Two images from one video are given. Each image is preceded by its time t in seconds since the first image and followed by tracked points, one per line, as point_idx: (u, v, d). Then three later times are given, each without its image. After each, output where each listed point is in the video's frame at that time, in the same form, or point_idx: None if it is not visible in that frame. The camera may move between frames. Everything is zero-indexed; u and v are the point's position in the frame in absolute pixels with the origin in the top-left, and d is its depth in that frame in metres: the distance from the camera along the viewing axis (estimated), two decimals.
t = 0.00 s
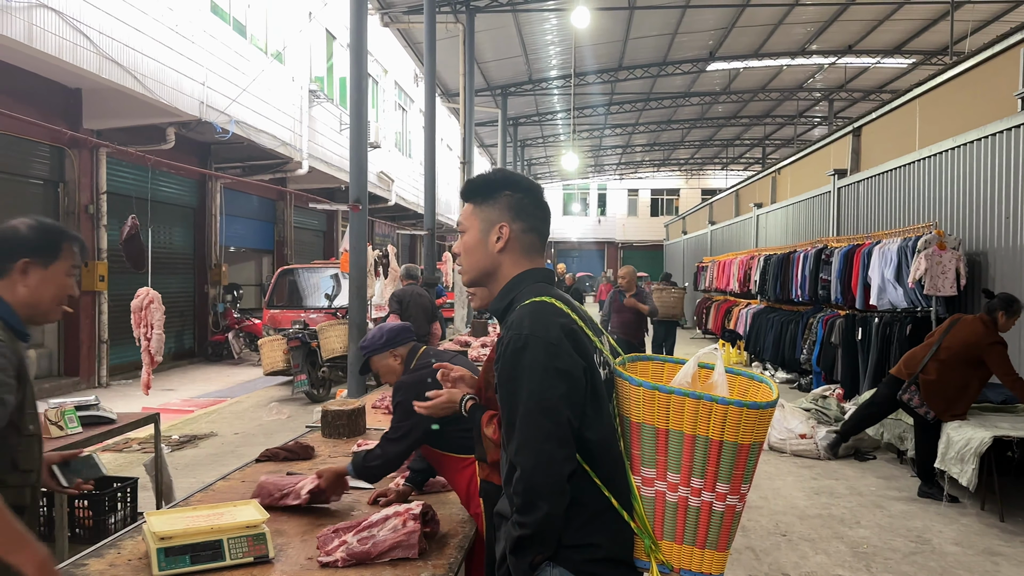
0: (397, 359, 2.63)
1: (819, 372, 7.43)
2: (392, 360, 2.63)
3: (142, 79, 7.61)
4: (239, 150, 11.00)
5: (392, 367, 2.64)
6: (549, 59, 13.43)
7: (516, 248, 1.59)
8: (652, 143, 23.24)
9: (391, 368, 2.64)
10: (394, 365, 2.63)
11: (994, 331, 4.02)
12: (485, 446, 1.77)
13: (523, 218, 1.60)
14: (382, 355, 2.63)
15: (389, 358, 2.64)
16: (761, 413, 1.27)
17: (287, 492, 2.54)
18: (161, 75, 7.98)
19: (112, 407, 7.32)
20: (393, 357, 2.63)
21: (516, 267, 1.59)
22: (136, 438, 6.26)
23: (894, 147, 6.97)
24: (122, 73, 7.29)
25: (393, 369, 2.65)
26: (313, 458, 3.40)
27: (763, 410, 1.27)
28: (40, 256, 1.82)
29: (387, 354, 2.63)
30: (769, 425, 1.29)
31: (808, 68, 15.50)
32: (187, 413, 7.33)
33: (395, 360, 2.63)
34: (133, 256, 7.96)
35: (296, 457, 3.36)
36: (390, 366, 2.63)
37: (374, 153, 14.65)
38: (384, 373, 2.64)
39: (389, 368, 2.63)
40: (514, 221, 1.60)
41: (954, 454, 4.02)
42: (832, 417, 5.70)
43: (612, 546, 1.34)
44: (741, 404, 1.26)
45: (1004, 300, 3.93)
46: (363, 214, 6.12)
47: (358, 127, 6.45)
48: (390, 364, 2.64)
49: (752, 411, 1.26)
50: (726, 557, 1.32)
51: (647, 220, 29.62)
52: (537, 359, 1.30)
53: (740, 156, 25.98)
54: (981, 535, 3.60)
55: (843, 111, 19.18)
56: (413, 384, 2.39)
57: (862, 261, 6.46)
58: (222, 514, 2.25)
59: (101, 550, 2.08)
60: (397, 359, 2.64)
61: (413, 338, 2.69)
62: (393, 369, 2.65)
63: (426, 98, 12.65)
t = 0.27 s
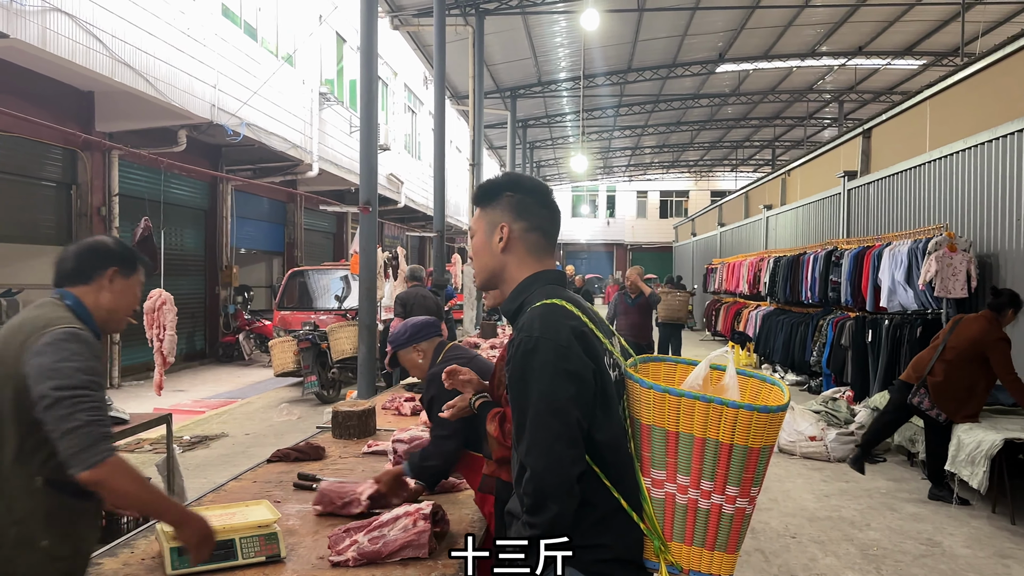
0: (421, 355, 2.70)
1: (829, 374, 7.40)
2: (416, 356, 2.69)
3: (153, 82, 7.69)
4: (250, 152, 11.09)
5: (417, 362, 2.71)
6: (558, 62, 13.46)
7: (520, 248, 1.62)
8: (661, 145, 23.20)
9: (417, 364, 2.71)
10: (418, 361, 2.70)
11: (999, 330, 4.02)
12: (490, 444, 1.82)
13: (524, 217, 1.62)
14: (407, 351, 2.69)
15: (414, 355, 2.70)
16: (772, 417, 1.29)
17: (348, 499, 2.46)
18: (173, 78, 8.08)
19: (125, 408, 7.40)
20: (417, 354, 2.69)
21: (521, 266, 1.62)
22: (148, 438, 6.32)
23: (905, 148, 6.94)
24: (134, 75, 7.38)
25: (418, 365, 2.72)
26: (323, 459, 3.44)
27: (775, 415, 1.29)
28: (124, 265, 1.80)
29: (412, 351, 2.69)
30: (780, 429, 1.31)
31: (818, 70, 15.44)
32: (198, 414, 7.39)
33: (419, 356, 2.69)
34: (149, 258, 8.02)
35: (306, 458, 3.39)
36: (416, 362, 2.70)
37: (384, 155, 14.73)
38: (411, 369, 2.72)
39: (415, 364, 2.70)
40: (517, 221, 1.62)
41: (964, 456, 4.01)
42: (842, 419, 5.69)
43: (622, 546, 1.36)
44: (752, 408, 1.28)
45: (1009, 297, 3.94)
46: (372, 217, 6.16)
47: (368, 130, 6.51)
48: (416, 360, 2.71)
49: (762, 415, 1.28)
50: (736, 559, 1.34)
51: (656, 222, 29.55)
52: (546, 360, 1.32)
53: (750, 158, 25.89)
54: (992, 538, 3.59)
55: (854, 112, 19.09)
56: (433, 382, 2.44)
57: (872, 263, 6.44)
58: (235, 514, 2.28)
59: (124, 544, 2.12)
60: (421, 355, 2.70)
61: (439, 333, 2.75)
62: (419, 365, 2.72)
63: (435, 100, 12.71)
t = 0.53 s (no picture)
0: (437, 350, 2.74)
1: (838, 376, 7.37)
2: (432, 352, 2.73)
3: (163, 84, 7.76)
4: (258, 154, 11.16)
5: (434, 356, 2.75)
6: (566, 63, 13.48)
7: (524, 251, 1.65)
8: (669, 146, 23.16)
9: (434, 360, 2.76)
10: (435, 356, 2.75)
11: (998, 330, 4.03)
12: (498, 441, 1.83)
13: (527, 221, 1.65)
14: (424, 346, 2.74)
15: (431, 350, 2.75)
16: (769, 415, 1.28)
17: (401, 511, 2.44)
18: (182, 80, 8.15)
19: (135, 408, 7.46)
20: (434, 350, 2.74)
21: (528, 268, 1.65)
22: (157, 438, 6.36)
23: (914, 149, 6.91)
24: (144, 77, 7.45)
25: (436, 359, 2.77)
26: (332, 459, 3.46)
27: (771, 413, 1.27)
28: (187, 285, 1.90)
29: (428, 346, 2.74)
30: (780, 428, 1.29)
31: (827, 70, 15.36)
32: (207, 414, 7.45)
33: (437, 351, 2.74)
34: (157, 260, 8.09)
35: (315, 458, 3.41)
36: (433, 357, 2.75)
37: (392, 156, 14.78)
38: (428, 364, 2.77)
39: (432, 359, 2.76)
40: (517, 224, 1.65)
41: (973, 458, 3.99)
42: (851, 421, 5.66)
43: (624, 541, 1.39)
44: (747, 405, 1.26)
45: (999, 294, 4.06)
46: (381, 218, 6.19)
47: (377, 132, 6.55)
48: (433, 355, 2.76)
49: (758, 413, 1.27)
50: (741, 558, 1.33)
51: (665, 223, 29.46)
52: (545, 359, 1.34)
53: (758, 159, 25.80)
54: (1001, 540, 3.57)
55: (863, 113, 19.00)
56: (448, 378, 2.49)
57: (880, 264, 6.42)
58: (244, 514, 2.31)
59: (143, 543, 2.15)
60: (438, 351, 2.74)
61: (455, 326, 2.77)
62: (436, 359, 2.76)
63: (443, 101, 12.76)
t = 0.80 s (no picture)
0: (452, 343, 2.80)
1: (844, 377, 7.34)
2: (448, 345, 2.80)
3: (170, 85, 7.81)
4: (265, 155, 11.21)
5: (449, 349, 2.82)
6: (572, 64, 13.49)
7: (537, 256, 1.66)
8: (675, 147, 23.12)
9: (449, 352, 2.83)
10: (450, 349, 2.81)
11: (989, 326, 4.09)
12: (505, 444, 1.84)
13: (537, 227, 1.66)
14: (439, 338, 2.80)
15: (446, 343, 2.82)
16: (764, 399, 1.25)
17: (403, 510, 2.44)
18: (189, 81, 8.19)
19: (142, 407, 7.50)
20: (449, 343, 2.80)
21: (542, 274, 1.66)
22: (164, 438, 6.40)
23: (921, 150, 6.88)
24: (151, 78, 7.50)
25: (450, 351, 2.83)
26: (338, 459, 3.47)
27: (765, 397, 1.24)
28: (187, 281, 1.90)
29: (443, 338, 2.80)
30: (778, 412, 1.26)
31: (834, 71, 15.30)
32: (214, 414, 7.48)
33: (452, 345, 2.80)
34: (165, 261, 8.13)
35: (321, 458, 3.43)
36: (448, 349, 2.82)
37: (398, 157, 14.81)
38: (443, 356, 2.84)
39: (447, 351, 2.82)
40: (528, 233, 1.67)
41: (980, 460, 3.97)
42: (857, 422, 5.63)
43: (629, 531, 1.39)
44: (738, 390, 1.24)
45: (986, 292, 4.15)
46: (387, 219, 6.21)
47: (382, 133, 6.57)
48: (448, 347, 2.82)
49: (750, 397, 1.24)
50: (747, 548, 1.29)
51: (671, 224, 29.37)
52: (544, 350, 1.38)
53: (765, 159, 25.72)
54: (1008, 542, 3.55)
55: (870, 114, 18.93)
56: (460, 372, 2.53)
57: (887, 265, 6.39)
58: (251, 513, 2.32)
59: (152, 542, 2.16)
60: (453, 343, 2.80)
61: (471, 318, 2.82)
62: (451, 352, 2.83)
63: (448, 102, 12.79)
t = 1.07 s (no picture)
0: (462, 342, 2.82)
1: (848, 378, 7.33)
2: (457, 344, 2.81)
3: (174, 85, 7.84)
4: (269, 155, 11.23)
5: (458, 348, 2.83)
6: (576, 64, 13.48)
7: (548, 261, 1.65)
8: (679, 147, 23.09)
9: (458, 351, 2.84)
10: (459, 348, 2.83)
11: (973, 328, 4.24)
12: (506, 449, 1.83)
13: (542, 235, 1.68)
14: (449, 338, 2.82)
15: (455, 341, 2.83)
16: (775, 390, 1.30)
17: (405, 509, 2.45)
18: (193, 81, 8.21)
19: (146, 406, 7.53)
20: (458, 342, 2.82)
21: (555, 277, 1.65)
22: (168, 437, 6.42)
23: (925, 150, 6.86)
24: (155, 79, 7.53)
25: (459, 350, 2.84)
26: (341, 459, 3.48)
27: (775, 387, 1.30)
28: (195, 279, 1.90)
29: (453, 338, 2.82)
30: (788, 404, 1.31)
31: (838, 71, 15.26)
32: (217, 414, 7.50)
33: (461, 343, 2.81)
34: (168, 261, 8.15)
35: (324, 457, 3.44)
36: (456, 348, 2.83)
37: (402, 157, 14.81)
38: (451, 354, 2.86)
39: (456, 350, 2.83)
40: (535, 240, 1.67)
41: (983, 461, 3.96)
42: (860, 422, 5.62)
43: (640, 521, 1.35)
44: (751, 378, 1.30)
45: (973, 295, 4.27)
46: (390, 219, 6.22)
47: (386, 133, 6.58)
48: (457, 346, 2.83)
49: (761, 387, 1.30)
50: (755, 537, 1.33)
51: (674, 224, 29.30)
52: (559, 341, 1.37)
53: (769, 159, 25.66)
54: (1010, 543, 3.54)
55: (874, 114, 18.87)
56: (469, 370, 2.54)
57: (891, 265, 6.38)
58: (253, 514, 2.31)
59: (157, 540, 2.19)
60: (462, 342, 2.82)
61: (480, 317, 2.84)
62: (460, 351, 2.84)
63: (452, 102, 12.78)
